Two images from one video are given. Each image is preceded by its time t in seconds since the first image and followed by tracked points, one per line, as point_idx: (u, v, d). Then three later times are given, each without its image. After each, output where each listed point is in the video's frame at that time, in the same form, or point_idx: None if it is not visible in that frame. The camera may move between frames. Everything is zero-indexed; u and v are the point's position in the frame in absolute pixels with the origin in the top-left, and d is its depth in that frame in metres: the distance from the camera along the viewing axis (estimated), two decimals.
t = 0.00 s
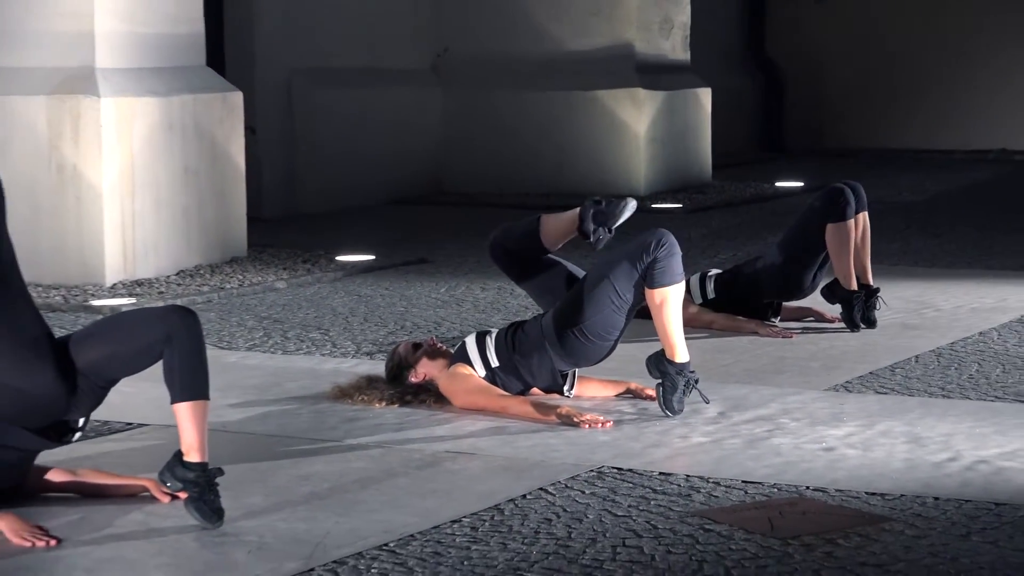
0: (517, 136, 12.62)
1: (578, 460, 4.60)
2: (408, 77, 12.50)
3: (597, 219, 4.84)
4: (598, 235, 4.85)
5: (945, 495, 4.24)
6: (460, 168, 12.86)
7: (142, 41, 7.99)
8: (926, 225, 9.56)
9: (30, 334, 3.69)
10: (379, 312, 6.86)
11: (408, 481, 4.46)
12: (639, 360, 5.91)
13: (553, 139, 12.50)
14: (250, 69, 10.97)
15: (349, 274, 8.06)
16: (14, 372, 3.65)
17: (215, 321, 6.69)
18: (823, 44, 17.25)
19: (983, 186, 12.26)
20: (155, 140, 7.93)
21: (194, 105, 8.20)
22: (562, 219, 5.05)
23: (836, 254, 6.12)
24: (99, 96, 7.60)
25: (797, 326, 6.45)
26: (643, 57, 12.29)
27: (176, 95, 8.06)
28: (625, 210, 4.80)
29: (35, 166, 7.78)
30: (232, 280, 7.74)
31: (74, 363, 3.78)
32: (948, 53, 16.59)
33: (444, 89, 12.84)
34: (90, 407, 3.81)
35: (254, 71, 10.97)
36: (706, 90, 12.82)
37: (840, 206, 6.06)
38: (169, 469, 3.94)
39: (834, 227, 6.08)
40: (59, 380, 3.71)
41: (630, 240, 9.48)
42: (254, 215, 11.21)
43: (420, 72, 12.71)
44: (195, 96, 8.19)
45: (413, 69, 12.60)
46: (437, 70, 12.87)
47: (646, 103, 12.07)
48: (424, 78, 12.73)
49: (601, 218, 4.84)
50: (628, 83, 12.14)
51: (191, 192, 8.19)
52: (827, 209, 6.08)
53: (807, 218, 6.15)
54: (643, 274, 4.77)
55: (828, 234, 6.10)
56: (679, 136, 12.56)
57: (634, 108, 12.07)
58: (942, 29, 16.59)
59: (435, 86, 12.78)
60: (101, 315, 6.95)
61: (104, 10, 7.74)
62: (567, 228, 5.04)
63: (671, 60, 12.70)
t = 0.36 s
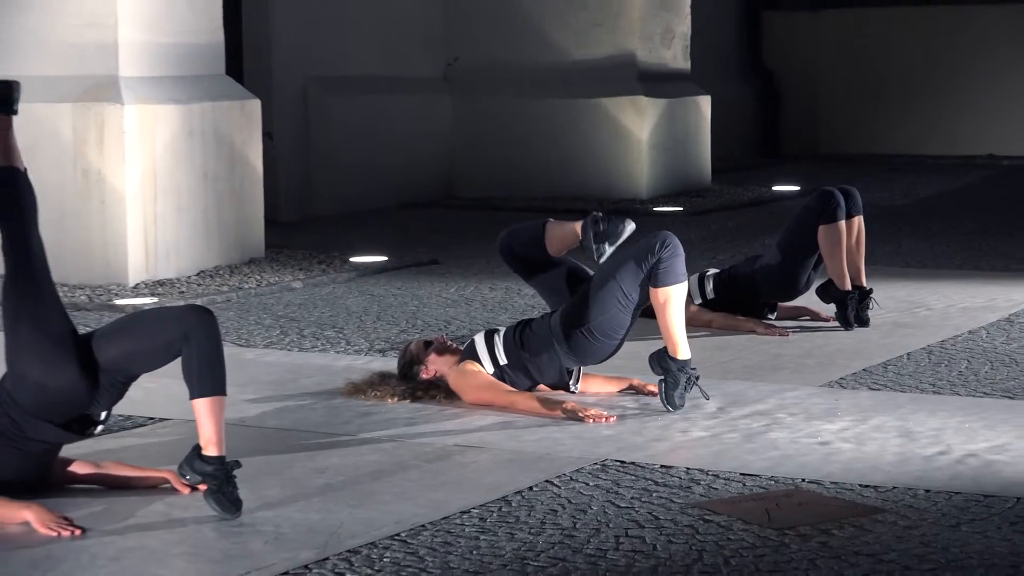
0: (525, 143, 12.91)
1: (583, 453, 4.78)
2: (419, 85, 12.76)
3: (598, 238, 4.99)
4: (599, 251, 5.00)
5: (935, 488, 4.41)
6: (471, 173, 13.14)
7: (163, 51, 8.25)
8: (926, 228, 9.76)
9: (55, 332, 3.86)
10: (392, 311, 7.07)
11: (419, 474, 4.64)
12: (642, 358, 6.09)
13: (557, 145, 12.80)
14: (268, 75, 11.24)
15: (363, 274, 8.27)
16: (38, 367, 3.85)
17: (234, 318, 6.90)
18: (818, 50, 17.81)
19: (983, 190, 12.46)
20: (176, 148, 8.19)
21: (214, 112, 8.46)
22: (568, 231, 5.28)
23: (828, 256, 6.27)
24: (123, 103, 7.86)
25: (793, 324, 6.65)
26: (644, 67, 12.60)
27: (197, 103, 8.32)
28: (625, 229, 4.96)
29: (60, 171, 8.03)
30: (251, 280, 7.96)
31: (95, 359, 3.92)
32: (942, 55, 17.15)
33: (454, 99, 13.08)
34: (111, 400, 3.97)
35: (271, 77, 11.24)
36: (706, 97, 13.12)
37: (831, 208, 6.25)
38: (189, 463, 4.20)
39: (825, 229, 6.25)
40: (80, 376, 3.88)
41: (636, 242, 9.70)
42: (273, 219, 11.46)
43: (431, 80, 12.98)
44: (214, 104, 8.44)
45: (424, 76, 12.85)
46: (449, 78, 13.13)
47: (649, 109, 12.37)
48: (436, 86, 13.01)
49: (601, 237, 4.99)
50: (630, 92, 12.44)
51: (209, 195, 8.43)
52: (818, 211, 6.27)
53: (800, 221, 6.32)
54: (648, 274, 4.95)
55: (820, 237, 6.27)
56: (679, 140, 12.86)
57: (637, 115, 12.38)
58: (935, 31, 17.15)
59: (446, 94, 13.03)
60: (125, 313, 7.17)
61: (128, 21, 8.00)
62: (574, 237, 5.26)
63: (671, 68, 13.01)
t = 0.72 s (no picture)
0: (535, 150, 13.18)
1: (592, 447, 4.97)
2: (432, 92, 13.03)
3: (609, 242, 5.06)
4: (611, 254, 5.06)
5: (931, 480, 4.59)
6: (483, 177, 13.40)
7: (186, 60, 8.51)
8: (930, 229, 9.95)
9: (82, 328, 4.06)
10: (408, 310, 7.28)
11: (434, 466, 4.84)
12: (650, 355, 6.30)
13: (566, 149, 13.07)
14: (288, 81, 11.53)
15: (380, 273, 8.49)
16: (66, 364, 4.04)
17: (256, 317, 7.12)
18: (821, 60, 18.04)
19: (987, 193, 12.66)
20: (199, 153, 8.44)
21: (236, 118, 8.73)
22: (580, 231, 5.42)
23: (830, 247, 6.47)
24: (149, 110, 8.12)
25: (793, 323, 6.87)
26: (650, 76, 12.90)
27: (218, 109, 8.58)
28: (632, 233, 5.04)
29: (89, 175, 8.29)
30: (272, 280, 8.18)
31: (121, 355, 4.11)
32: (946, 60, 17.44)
33: (467, 105, 13.37)
34: (137, 394, 4.17)
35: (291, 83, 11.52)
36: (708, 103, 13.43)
37: (822, 205, 6.45)
38: (211, 456, 4.34)
39: (822, 224, 6.44)
40: (106, 371, 4.07)
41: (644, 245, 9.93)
42: (292, 221, 11.74)
43: (445, 87, 13.26)
44: (233, 112, 8.70)
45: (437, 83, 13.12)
46: (462, 86, 13.43)
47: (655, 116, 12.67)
48: (449, 93, 13.29)
49: (612, 241, 5.05)
50: (636, 99, 12.74)
51: (231, 199, 8.70)
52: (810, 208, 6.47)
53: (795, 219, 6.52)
54: (655, 274, 5.15)
55: (818, 232, 6.46)
56: (684, 145, 13.16)
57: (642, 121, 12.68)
58: (937, 37, 17.44)
59: (459, 101, 13.32)
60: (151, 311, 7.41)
61: (154, 31, 8.28)
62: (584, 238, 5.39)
63: (676, 77, 13.29)
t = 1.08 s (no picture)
0: (542, 155, 13.39)
1: (596, 440, 5.16)
2: (442, 98, 13.26)
3: (605, 226, 5.21)
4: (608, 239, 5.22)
5: (922, 473, 4.76)
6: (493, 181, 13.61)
7: (205, 68, 8.73)
8: (930, 231, 10.15)
9: (104, 327, 4.26)
10: (420, 308, 7.48)
11: (444, 458, 5.02)
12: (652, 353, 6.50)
13: (573, 154, 13.28)
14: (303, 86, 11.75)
15: (392, 273, 8.69)
16: (88, 361, 4.23)
17: (273, 314, 7.32)
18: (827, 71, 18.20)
19: (988, 197, 12.86)
20: (219, 158, 8.66)
21: (254, 123, 8.95)
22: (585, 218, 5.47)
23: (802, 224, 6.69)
24: (170, 115, 8.34)
25: (789, 320, 7.11)
26: (652, 83, 13.15)
27: (237, 115, 8.79)
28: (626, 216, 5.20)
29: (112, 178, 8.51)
30: (288, 280, 8.38)
31: (142, 352, 4.30)
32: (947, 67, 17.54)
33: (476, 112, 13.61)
34: (158, 389, 4.36)
35: (307, 89, 11.74)
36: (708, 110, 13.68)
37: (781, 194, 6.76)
38: (229, 449, 4.53)
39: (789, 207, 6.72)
40: (126, 369, 4.25)
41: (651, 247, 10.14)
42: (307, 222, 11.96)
43: (455, 93, 13.49)
44: (251, 119, 8.91)
45: (447, 90, 13.33)
46: (471, 93, 13.66)
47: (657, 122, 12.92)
48: (458, 99, 13.52)
49: (607, 224, 5.21)
50: (640, 106, 12.96)
51: (249, 202, 8.92)
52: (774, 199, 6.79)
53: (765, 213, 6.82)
54: (657, 274, 5.34)
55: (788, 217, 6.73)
56: (686, 152, 13.42)
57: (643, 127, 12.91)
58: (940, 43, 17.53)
59: (468, 108, 13.56)
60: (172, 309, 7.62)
61: (175, 40, 8.50)
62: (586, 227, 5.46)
63: (678, 85, 13.51)
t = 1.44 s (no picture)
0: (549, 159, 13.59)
1: (598, 435, 5.36)
2: (451, 106, 13.48)
3: (594, 214, 5.30)
4: (600, 226, 5.31)
5: (912, 467, 4.93)
6: (501, 184, 13.83)
7: (221, 77, 8.94)
8: (929, 233, 10.36)
9: (127, 327, 4.46)
10: (428, 308, 7.70)
11: (452, 452, 5.22)
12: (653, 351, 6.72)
13: (579, 158, 13.47)
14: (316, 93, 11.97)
15: (402, 274, 8.92)
16: (110, 359, 4.44)
17: (286, 314, 7.54)
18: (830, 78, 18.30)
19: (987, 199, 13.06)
20: (235, 163, 8.87)
21: (268, 130, 9.16)
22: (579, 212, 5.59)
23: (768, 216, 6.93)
24: (188, 123, 8.55)
25: (784, 319, 7.37)
26: (654, 91, 13.32)
27: (252, 122, 9.01)
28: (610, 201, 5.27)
29: (131, 182, 8.73)
30: (302, 281, 8.60)
31: (161, 351, 4.51)
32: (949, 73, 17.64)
33: (484, 117, 13.81)
34: (175, 386, 4.56)
35: (319, 97, 11.97)
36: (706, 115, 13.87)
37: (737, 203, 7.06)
38: (245, 444, 4.71)
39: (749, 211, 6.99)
40: (146, 366, 4.46)
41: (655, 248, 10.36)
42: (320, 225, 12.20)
43: (464, 99, 13.71)
44: (264, 126, 9.12)
45: (455, 96, 13.54)
46: (479, 100, 13.84)
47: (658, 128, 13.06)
48: (466, 106, 13.73)
49: (596, 212, 5.30)
50: (641, 113, 13.13)
51: (265, 206, 9.15)
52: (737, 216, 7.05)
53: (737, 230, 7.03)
54: (657, 276, 5.55)
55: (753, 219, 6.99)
56: (688, 156, 13.60)
57: (644, 133, 13.07)
58: (943, 49, 17.62)
59: (476, 114, 13.77)
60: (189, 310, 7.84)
61: (193, 50, 8.73)
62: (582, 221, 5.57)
63: (678, 94, 13.67)
